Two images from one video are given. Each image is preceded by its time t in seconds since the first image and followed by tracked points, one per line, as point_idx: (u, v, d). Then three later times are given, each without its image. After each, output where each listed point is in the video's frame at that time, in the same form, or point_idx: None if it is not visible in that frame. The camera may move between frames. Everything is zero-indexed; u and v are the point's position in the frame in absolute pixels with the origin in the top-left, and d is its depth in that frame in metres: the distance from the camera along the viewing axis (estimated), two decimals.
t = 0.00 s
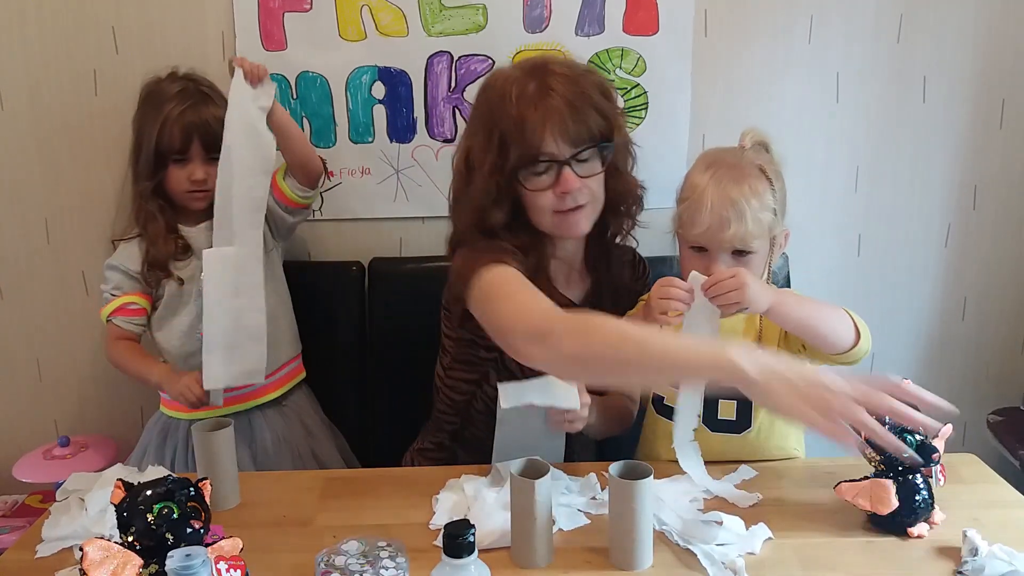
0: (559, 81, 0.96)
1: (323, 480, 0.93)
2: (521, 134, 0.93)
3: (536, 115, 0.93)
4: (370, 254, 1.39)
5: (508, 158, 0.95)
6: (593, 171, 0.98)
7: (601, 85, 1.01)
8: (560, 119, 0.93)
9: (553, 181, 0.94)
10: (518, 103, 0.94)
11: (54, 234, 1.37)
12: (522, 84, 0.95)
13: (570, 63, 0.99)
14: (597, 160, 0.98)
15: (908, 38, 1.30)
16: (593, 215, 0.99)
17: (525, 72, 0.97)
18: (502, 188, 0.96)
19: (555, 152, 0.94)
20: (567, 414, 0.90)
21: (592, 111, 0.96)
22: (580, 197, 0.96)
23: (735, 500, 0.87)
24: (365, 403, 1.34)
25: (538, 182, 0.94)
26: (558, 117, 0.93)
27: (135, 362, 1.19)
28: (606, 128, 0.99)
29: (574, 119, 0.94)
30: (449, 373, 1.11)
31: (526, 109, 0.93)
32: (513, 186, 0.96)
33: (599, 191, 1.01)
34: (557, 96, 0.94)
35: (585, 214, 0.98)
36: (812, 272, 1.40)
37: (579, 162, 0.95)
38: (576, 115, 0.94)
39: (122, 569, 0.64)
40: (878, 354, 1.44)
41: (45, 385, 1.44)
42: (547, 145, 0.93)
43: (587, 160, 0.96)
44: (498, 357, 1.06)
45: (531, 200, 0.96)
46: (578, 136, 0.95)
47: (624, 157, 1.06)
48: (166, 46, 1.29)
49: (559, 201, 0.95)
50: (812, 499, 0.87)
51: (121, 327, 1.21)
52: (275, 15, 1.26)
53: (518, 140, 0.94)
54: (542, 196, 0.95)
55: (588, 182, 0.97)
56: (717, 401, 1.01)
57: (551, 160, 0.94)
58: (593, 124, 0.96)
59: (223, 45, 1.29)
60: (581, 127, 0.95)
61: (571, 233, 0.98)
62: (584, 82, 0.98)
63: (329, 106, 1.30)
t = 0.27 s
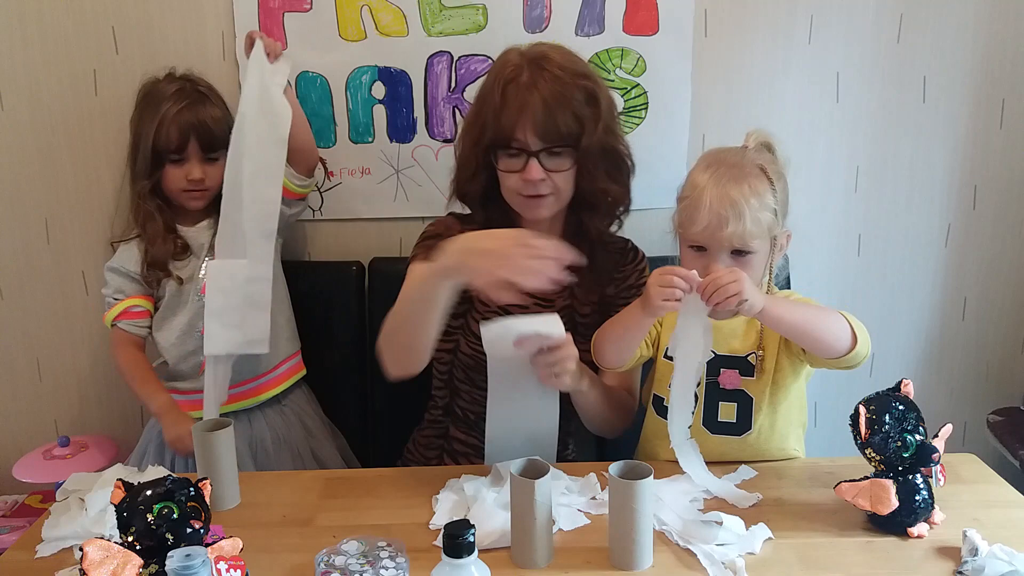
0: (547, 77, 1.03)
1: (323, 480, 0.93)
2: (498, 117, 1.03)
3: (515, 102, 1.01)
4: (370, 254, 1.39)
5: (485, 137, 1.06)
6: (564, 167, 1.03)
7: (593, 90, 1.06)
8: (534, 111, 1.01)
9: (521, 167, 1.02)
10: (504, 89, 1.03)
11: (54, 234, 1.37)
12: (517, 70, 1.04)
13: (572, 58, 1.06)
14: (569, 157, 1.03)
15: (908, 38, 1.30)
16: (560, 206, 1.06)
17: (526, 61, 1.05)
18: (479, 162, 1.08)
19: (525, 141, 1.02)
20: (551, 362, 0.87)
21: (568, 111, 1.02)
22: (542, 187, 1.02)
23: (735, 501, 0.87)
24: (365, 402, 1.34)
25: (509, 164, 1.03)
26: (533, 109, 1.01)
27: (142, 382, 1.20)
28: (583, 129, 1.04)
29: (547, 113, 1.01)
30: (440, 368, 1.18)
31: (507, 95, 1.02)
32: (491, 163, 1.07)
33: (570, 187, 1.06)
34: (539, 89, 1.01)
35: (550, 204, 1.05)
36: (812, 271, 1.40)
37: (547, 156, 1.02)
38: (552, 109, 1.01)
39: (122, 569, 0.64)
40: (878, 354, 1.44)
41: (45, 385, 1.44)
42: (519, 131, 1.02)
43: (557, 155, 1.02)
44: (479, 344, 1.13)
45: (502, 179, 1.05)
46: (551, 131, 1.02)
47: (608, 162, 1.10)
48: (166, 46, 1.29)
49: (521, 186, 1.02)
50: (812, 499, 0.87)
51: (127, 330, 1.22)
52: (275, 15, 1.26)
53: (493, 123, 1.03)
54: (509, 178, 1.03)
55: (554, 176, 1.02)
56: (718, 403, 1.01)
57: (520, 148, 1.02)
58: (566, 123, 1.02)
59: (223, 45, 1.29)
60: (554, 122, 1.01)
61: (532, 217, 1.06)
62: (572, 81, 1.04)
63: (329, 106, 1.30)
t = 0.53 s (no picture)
0: (521, 73, 1.09)
1: (323, 480, 0.93)
2: (472, 108, 1.10)
3: (488, 95, 1.09)
4: (370, 254, 1.39)
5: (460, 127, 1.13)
6: (533, 157, 1.11)
7: (567, 89, 1.12)
8: (505, 103, 1.08)
9: (492, 155, 1.10)
10: (480, 83, 1.11)
11: (53, 234, 1.37)
12: (493, 67, 1.11)
13: (547, 59, 1.12)
14: (538, 148, 1.11)
15: (908, 37, 1.30)
16: (529, 195, 1.13)
17: (504, 58, 1.12)
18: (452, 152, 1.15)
19: (496, 130, 1.10)
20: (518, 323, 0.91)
21: (539, 104, 1.09)
22: (510, 175, 1.10)
23: (735, 501, 0.87)
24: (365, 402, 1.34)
25: (482, 152, 1.11)
26: (505, 102, 1.08)
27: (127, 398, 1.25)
28: (553, 122, 1.11)
29: (519, 104, 1.08)
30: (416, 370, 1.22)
31: (482, 88, 1.10)
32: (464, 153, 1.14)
33: (540, 178, 1.13)
34: (513, 84, 1.09)
35: (518, 192, 1.12)
36: (812, 271, 1.40)
37: (517, 145, 1.10)
38: (524, 101, 1.08)
39: (122, 570, 0.64)
40: (878, 354, 1.44)
41: (45, 386, 1.44)
42: (491, 121, 1.09)
43: (527, 145, 1.10)
44: (449, 343, 1.16)
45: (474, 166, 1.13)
46: (521, 123, 1.09)
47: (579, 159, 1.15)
48: (165, 46, 1.29)
49: (491, 173, 1.10)
50: (812, 499, 0.87)
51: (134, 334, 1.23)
52: (275, 15, 1.26)
53: (467, 113, 1.11)
54: (480, 165, 1.11)
55: (522, 164, 1.10)
56: (718, 404, 1.01)
57: (492, 137, 1.10)
58: (537, 116, 1.09)
59: (223, 45, 1.29)
60: (524, 114, 1.08)
61: (500, 204, 1.13)
62: (547, 78, 1.10)
63: (329, 106, 1.30)
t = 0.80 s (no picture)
0: (499, 72, 1.13)
1: (325, 479, 0.93)
2: (451, 106, 1.13)
3: (467, 93, 1.12)
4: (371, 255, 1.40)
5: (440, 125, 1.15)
6: (511, 153, 1.13)
7: (541, 88, 1.16)
8: (483, 101, 1.11)
9: (471, 152, 1.12)
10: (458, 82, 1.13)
11: (56, 234, 1.38)
12: (471, 67, 1.14)
13: (521, 60, 1.16)
14: (515, 144, 1.14)
15: (906, 39, 1.31)
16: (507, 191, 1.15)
17: (480, 59, 1.15)
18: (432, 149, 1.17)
19: (475, 127, 1.12)
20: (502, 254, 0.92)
21: (516, 101, 1.12)
22: (490, 170, 1.12)
23: (733, 499, 0.88)
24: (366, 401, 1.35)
25: (460, 150, 1.13)
26: (484, 99, 1.11)
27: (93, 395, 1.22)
28: (530, 119, 1.14)
29: (497, 101, 1.11)
30: (402, 372, 1.24)
31: (461, 87, 1.12)
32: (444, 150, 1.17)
33: (517, 174, 1.16)
34: (492, 83, 1.11)
35: (497, 188, 1.13)
36: (809, 271, 1.41)
37: (496, 142, 1.12)
38: (502, 99, 1.11)
39: (125, 568, 0.65)
40: (875, 354, 1.45)
41: (47, 385, 1.45)
42: (470, 119, 1.12)
43: (505, 141, 1.13)
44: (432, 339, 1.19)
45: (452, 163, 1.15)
46: (499, 120, 1.12)
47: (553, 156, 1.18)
48: (168, 48, 1.30)
49: (471, 169, 1.12)
50: (809, 497, 0.88)
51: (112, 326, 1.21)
52: (277, 17, 1.27)
53: (447, 111, 1.13)
54: (459, 162, 1.13)
55: (501, 160, 1.12)
56: (716, 403, 1.02)
57: (472, 133, 1.12)
58: (515, 113, 1.12)
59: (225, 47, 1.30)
60: (503, 111, 1.11)
61: (479, 201, 1.15)
62: (524, 77, 1.14)
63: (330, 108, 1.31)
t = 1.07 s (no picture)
0: (484, 74, 1.12)
1: (324, 479, 0.93)
2: (438, 109, 1.12)
3: (453, 96, 1.11)
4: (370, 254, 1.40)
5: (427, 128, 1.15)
6: (498, 154, 1.14)
7: (526, 89, 1.15)
8: (470, 104, 1.10)
9: (459, 154, 1.12)
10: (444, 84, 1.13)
11: (55, 234, 1.38)
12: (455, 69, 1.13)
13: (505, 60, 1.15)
14: (503, 145, 1.14)
15: (906, 39, 1.31)
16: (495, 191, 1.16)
17: (464, 60, 1.14)
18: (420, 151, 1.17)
19: (463, 129, 1.11)
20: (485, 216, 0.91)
21: (502, 102, 1.11)
22: (477, 172, 1.12)
23: (734, 500, 0.87)
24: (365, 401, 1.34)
25: (448, 152, 1.13)
26: (471, 102, 1.10)
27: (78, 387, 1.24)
28: (516, 119, 1.14)
29: (484, 104, 1.10)
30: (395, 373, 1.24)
31: (447, 90, 1.12)
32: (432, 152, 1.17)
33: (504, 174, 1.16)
34: (479, 86, 1.11)
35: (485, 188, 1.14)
36: (810, 271, 1.40)
37: (484, 144, 1.12)
38: (489, 101, 1.10)
39: (124, 569, 0.65)
40: (876, 354, 1.45)
41: (46, 385, 1.45)
42: (457, 121, 1.11)
43: (492, 143, 1.12)
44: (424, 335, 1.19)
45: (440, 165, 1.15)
46: (486, 121, 1.11)
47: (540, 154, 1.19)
48: (167, 47, 1.29)
49: (459, 171, 1.12)
50: (810, 497, 0.87)
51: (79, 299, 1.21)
52: (276, 17, 1.27)
53: (434, 114, 1.13)
54: (447, 164, 1.13)
55: (489, 161, 1.12)
56: (716, 403, 1.02)
57: (459, 136, 1.12)
58: (502, 115, 1.11)
59: (225, 46, 1.29)
60: (490, 114, 1.11)
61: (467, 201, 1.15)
62: (510, 79, 1.13)
63: (330, 107, 1.31)
